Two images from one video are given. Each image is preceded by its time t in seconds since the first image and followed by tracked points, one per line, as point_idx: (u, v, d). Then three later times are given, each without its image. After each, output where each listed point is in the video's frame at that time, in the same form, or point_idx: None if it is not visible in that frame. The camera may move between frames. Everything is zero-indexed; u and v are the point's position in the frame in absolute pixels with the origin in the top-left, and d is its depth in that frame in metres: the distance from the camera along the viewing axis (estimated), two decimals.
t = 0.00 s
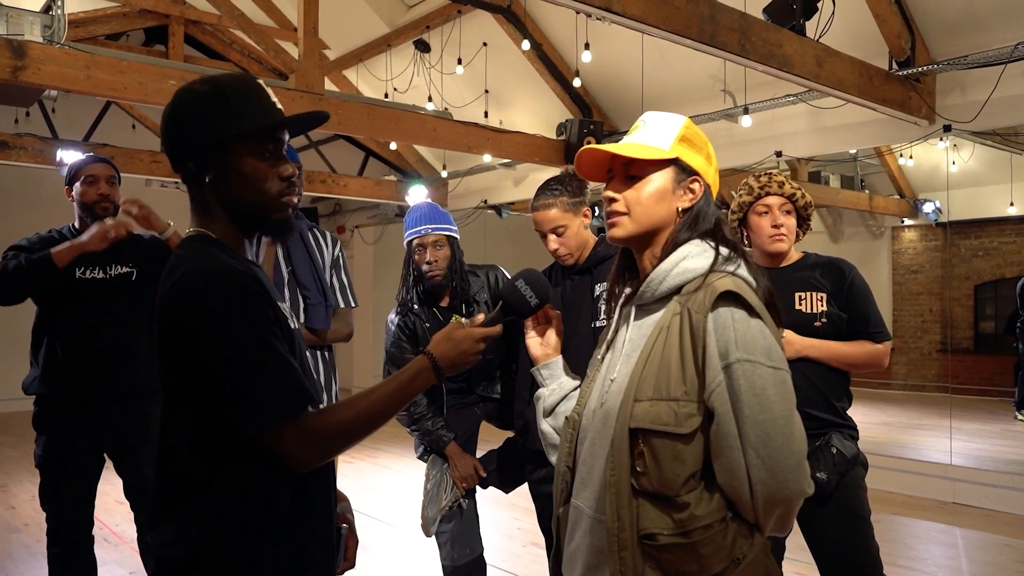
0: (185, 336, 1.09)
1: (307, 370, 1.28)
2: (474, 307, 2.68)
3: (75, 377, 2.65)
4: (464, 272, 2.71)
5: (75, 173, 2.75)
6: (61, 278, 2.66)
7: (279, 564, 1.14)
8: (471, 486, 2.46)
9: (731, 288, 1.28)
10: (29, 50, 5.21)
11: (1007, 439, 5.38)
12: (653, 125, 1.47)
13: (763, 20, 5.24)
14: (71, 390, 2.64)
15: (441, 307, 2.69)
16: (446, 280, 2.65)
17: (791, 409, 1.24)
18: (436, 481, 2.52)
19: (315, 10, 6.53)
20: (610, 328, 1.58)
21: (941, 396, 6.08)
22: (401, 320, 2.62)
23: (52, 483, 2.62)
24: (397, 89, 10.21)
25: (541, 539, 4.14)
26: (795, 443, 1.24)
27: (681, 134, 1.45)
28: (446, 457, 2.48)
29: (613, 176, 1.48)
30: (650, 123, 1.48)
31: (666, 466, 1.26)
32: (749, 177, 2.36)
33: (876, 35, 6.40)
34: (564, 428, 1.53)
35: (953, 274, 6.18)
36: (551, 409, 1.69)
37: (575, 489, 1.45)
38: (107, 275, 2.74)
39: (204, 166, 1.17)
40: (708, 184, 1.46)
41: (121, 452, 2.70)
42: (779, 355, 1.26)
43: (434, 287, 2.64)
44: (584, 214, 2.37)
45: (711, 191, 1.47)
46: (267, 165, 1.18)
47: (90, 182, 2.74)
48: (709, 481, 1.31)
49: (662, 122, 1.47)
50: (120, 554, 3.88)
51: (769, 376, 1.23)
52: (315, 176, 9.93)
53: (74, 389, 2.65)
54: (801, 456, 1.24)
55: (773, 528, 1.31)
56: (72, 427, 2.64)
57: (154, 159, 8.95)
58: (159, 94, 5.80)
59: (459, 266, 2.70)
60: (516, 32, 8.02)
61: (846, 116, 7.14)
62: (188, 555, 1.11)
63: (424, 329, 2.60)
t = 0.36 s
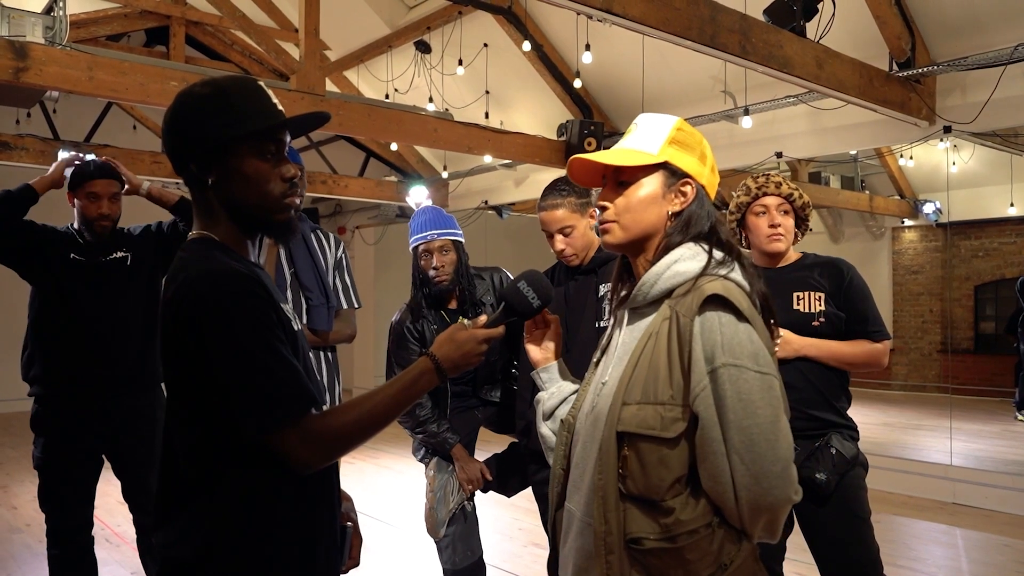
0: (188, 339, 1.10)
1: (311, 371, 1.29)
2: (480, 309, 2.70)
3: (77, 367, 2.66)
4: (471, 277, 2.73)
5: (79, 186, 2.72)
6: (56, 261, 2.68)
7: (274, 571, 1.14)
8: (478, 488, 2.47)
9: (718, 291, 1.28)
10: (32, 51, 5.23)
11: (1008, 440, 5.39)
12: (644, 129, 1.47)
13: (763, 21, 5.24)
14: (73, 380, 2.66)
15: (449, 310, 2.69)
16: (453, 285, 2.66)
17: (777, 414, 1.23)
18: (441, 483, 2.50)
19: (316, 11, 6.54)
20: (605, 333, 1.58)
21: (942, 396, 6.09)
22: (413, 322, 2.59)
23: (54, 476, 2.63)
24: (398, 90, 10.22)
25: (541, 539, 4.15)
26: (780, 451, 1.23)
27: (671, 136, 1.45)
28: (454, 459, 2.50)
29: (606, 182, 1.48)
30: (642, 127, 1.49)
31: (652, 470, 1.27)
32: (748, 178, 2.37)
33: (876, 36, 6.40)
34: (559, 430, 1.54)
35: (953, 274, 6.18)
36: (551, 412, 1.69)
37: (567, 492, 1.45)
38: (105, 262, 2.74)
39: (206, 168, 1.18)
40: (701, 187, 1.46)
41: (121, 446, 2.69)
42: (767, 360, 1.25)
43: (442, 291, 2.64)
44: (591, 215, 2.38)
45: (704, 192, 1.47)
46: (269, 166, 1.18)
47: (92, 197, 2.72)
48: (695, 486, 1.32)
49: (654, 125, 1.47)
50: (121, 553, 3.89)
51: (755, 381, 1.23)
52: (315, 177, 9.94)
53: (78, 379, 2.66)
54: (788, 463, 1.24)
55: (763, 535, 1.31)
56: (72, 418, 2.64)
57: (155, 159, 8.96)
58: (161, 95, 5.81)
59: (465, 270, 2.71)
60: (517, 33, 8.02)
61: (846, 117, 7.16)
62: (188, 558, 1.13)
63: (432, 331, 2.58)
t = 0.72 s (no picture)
0: (189, 342, 1.11)
1: (309, 373, 1.29)
2: (489, 310, 2.71)
3: (80, 364, 2.67)
4: (475, 281, 2.73)
5: (80, 183, 2.75)
6: (58, 258, 2.69)
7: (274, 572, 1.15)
8: (484, 489, 2.47)
9: (718, 295, 1.28)
10: (32, 53, 5.23)
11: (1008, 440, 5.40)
12: (642, 132, 1.49)
13: (763, 22, 5.24)
14: (77, 376, 2.67)
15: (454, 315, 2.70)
16: (457, 291, 2.65)
17: (775, 417, 1.24)
18: (449, 485, 2.50)
19: (316, 12, 6.54)
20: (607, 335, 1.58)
21: (942, 395, 6.06)
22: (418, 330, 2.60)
23: (59, 475, 2.64)
24: (399, 91, 10.22)
25: (542, 539, 4.16)
26: (778, 452, 1.24)
27: (669, 139, 1.46)
28: (459, 460, 2.49)
29: (604, 186, 1.49)
30: (640, 130, 1.50)
31: (652, 472, 1.28)
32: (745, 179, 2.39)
33: (876, 37, 6.41)
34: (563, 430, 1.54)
35: (953, 274, 6.18)
36: (556, 410, 1.67)
37: (571, 493, 1.46)
38: (108, 260, 2.75)
39: (215, 166, 1.18)
40: (698, 189, 1.46)
41: (124, 443, 2.70)
42: (765, 364, 1.26)
43: (447, 297, 2.64)
44: (590, 216, 2.38)
45: (701, 195, 1.47)
46: (276, 168, 1.19)
47: (96, 194, 2.75)
48: (695, 488, 1.32)
49: (651, 128, 1.48)
50: (122, 554, 3.90)
51: (754, 385, 1.24)
52: (315, 178, 9.95)
53: (82, 375, 2.67)
54: (786, 463, 1.25)
55: (762, 533, 1.32)
56: (76, 414, 2.65)
57: (156, 160, 8.97)
58: (161, 97, 5.81)
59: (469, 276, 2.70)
60: (517, 34, 8.03)
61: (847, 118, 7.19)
62: (190, 560, 1.13)
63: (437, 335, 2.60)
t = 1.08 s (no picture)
0: (191, 349, 1.11)
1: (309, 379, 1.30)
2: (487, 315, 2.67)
3: (87, 364, 2.67)
4: (474, 284, 2.73)
5: (92, 189, 2.70)
6: (69, 259, 2.69)
7: None
8: (482, 490, 2.50)
9: (724, 303, 1.28)
10: (32, 55, 5.23)
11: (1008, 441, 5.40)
12: (647, 138, 1.49)
13: (762, 24, 5.24)
14: (84, 376, 2.67)
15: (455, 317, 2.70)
16: (455, 295, 2.66)
17: (783, 421, 1.25)
18: (447, 486, 2.51)
19: (316, 14, 6.54)
20: (614, 340, 1.58)
21: (942, 396, 6.05)
22: (414, 329, 2.61)
23: (69, 474, 2.63)
24: (399, 92, 10.23)
25: (542, 541, 4.16)
26: (785, 456, 1.24)
27: (674, 146, 1.46)
28: (457, 462, 2.50)
29: (610, 194, 1.49)
30: (645, 137, 1.50)
31: (662, 477, 1.29)
32: (746, 181, 2.39)
33: (875, 39, 6.41)
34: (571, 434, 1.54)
35: (953, 275, 6.18)
36: (564, 414, 1.64)
37: (581, 496, 1.46)
38: (119, 262, 2.77)
39: (228, 161, 1.18)
40: (704, 196, 1.46)
41: (130, 443, 2.68)
42: (771, 369, 1.26)
43: (446, 301, 2.65)
44: (587, 218, 2.41)
45: (707, 202, 1.47)
46: (283, 170, 1.21)
47: (109, 202, 2.72)
48: (705, 491, 1.32)
49: (656, 135, 1.48)
50: (123, 557, 3.89)
51: (760, 391, 1.24)
52: (315, 179, 9.94)
53: (88, 375, 2.67)
54: (794, 467, 1.25)
55: (771, 535, 1.33)
56: (87, 413, 2.65)
57: (156, 161, 8.97)
58: (161, 99, 5.81)
59: (468, 279, 2.70)
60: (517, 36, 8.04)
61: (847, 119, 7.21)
62: (194, 563, 1.13)
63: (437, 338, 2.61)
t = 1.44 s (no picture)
0: (198, 350, 1.11)
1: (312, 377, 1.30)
2: (485, 317, 2.67)
3: (100, 363, 2.67)
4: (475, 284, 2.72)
5: (105, 191, 2.73)
6: (85, 261, 2.68)
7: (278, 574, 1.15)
8: (482, 490, 2.51)
9: (745, 306, 1.29)
10: (34, 56, 5.24)
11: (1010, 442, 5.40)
12: (659, 140, 1.48)
13: (763, 25, 5.24)
14: (96, 375, 2.66)
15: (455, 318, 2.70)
16: (455, 297, 2.66)
17: (803, 420, 1.25)
18: (447, 486, 2.51)
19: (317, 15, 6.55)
20: (626, 339, 1.58)
21: (942, 396, 6.06)
22: (411, 330, 2.63)
23: (84, 470, 2.63)
24: (399, 92, 10.23)
25: (542, 541, 4.16)
26: (805, 452, 1.25)
27: (687, 149, 1.46)
28: (458, 462, 2.51)
29: (621, 194, 1.49)
30: (656, 139, 1.49)
31: (686, 476, 1.29)
32: (749, 182, 2.39)
33: (876, 40, 6.41)
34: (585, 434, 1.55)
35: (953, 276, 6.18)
36: (572, 413, 1.66)
37: (600, 493, 1.46)
38: (135, 265, 2.77)
39: (248, 159, 1.19)
40: (714, 200, 1.47)
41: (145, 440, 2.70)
42: (790, 368, 1.27)
43: (445, 303, 2.66)
44: (586, 221, 2.42)
45: (716, 205, 1.48)
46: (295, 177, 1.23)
47: (122, 203, 2.76)
48: (727, 487, 1.33)
49: (668, 138, 1.48)
50: (125, 556, 3.89)
51: (781, 390, 1.25)
52: (316, 180, 9.94)
53: (100, 374, 2.66)
54: (813, 464, 1.26)
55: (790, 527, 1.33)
56: (105, 408, 2.65)
57: (157, 161, 8.98)
58: (163, 99, 5.82)
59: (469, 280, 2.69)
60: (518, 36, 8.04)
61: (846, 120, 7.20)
62: (195, 560, 1.14)
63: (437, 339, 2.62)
